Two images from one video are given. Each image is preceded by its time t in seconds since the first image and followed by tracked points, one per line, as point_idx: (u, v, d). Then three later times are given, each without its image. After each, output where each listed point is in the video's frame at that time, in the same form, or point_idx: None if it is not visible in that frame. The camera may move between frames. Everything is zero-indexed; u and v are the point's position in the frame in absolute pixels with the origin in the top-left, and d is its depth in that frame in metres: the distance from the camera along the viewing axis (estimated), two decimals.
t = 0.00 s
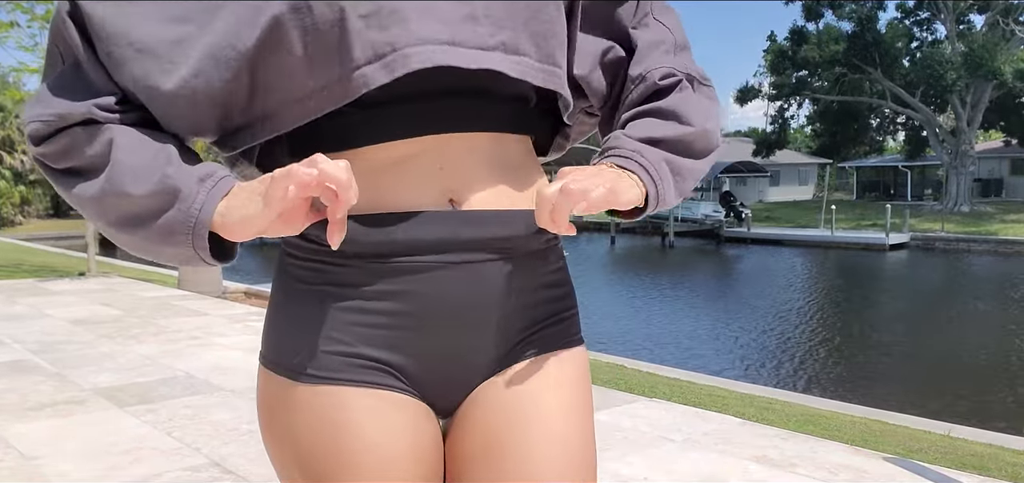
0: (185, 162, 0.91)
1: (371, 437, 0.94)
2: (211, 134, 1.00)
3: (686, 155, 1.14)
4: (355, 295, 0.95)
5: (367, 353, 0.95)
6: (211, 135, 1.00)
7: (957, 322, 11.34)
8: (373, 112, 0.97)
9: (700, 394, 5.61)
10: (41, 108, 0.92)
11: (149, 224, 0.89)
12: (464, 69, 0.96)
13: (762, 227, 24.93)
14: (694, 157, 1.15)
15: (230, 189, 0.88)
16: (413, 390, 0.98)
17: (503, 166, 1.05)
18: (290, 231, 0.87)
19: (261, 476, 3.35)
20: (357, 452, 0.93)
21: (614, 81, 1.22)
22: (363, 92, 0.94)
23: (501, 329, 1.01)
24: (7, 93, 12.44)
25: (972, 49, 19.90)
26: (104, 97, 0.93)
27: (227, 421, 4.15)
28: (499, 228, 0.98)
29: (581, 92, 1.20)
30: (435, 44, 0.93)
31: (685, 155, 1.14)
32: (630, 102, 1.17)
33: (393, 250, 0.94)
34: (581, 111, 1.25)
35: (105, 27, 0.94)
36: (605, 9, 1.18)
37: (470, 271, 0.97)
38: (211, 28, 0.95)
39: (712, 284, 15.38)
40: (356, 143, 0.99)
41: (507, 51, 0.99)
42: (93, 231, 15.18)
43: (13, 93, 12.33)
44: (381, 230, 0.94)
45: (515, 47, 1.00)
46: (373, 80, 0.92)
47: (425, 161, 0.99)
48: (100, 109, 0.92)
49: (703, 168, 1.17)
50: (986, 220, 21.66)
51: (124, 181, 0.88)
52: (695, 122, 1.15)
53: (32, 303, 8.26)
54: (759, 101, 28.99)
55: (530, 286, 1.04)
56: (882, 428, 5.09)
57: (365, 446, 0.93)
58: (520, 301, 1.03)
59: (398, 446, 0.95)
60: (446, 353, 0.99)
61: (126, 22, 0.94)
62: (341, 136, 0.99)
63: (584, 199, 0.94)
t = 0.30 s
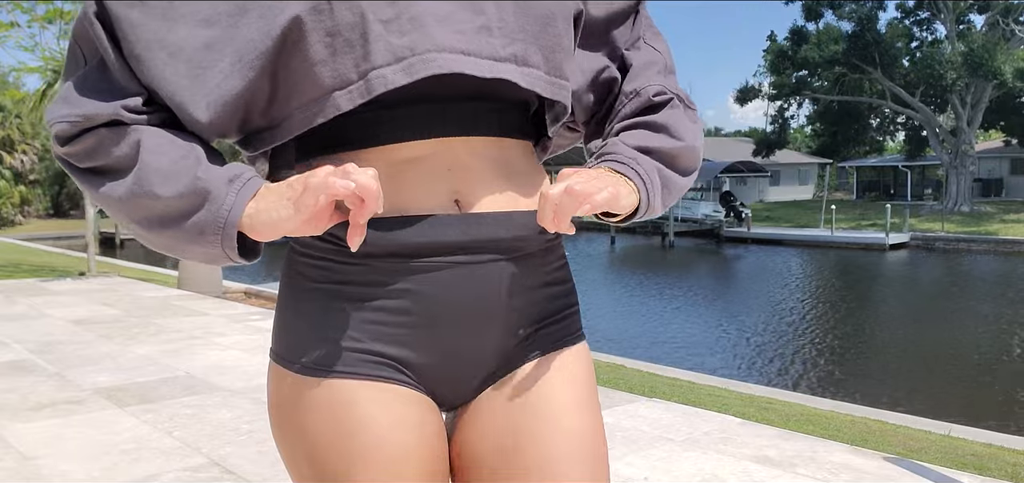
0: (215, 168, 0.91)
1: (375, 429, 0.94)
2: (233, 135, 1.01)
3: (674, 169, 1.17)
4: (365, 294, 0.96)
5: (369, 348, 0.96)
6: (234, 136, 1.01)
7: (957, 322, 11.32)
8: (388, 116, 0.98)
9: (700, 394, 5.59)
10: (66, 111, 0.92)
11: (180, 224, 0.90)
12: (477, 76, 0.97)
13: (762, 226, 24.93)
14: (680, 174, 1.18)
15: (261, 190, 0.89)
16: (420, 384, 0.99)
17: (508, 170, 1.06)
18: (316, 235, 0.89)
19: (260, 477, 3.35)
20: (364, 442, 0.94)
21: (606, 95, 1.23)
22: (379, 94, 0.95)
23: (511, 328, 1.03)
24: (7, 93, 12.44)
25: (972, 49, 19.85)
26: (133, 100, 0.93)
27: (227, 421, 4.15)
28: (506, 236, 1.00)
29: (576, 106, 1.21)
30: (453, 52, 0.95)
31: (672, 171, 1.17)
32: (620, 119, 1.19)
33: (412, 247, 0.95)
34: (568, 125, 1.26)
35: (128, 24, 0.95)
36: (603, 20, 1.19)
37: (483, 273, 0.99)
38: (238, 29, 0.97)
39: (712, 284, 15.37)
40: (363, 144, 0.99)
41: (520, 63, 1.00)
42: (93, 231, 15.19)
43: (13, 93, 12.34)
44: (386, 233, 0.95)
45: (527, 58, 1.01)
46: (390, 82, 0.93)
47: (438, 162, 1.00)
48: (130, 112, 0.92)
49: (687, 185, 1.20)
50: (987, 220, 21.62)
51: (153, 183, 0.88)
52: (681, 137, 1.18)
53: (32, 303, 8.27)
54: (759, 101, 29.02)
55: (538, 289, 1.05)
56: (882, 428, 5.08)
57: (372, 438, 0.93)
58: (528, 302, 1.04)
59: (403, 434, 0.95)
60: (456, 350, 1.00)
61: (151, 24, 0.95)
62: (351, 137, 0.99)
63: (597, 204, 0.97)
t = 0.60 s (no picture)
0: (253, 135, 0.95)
1: (398, 404, 0.98)
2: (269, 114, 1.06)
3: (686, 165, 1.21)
4: (390, 274, 1.01)
5: (397, 325, 1.00)
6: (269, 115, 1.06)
7: (957, 322, 11.33)
8: (414, 103, 1.03)
9: (700, 394, 5.59)
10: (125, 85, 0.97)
11: (223, 184, 0.92)
12: (504, 68, 1.01)
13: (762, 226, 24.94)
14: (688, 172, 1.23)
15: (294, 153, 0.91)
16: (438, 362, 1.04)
17: (530, 162, 1.10)
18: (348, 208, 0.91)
19: (260, 476, 3.35)
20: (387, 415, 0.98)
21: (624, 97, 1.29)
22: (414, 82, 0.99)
23: (528, 317, 1.08)
24: (7, 93, 12.45)
25: (972, 49, 19.87)
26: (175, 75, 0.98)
27: (227, 421, 4.15)
28: (524, 220, 1.05)
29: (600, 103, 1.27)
30: (482, 42, 0.99)
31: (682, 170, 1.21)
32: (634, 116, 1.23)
33: (443, 228, 1.00)
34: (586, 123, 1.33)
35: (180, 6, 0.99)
36: (642, 24, 1.27)
37: (505, 256, 1.04)
38: (277, 8, 1.00)
39: (712, 284, 15.36)
40: (400, 131, 1.03)
41: (543, 59, 1.05)
42: (93, 231, 15.19)
43: (13, 93, 12.35)
44: (417, 217, 1.00)
45: (549, 56, 1.06)
46: (422, 71, 0.97)
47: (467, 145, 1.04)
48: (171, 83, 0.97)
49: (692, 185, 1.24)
50: (987, 220, 21.62)
51: (197, 145, 0.92)
52: (693, 134, 1.22)
53: (32, 303, 8.27)
54: (759, 101, 29.04)
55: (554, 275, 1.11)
56: (882, 428, 5.08)
57: (393, 412, 0.98)
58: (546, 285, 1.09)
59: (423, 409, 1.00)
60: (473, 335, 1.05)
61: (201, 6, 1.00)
62: (384, 123, 1.04)
63: (610, 202, 1.02)
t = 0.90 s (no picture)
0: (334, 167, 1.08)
1: (430, 388, 1.10)
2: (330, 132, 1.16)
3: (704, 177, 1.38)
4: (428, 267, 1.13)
5: (438, 315, 1.13)
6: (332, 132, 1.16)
7: (956, 322, 11.34)
8: (466, 118, 1.12)
9: (700, 393, 5.60)
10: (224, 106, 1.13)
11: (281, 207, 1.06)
12: (549, 98, 1.12)
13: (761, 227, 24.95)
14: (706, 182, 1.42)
15: (335, 188, 1.02)
16: (468, 343, 1.16)
17: (564, 179, 1.21)
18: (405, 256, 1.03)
19: (260, 477, 3.36)
20: (416, 398, 1.10)
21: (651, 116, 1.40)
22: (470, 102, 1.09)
23: (550, 310, 1.21)
24: (7, 93, 12.49)
25: (972, 49, 19.89)
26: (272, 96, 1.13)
27: (227, 421, 4.16)
28: (557, 229, 1.19)
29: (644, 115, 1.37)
30: (535, 73, 1.09)
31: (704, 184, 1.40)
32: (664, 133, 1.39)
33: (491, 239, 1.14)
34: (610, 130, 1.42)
35: (279, 33, 1.14)
36: (666, 52, 1.38)
37: (539, 263, 1.17)
38: (365, 35, 1.11)
39: (712, 284, 15.37)
40: (447, 142, 1.13)
41: (585, 90, 1.16)
42: (93, 231, 15.20)
43: (14, 93, 12.38)
44: (474, 230, 1.13)
45: (589, 87, 1.17)
46: (484, 93, 1.07)
47: (518, 157, 1.14)
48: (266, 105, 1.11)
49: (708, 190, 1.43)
50: (986, 220, 21.63)
51: (261, 171, 1.06)
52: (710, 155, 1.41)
53: (32, 303, 8.27)
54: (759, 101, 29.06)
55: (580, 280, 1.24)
56: (882, 428, 5.10)
57: (430, 388, 1.09)
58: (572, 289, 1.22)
59: (448, 390, 1.11)
60: (504, 319, 1.18)
61: (301, 30, 1.14)
62: (432, 136, 1.14)
63: (669, 244, 1.22)
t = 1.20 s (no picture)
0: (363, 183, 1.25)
1: (436, 372, 1.19)
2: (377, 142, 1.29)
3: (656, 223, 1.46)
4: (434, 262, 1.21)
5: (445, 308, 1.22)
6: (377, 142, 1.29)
7: (956, 322, 11.33)
8: (468, 118, 1.18)
9: (700, 394, 5.60)
10: (280, 112, 1.24)
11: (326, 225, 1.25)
12: (544, 98, 1.17)
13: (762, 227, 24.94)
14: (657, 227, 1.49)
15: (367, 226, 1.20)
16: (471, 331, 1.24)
17: (567, 181, 1.27)
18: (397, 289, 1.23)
19: (260, 477, 3.36)
20: (432, 402, 1.18)
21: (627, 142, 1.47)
22: (469, 98, 1.16)
23: (553, 303, 1.28)
24: (7, 93, 12.48)
25: (972, 50, 19.86)
26: (337, 108, 1.26)
27: (227, 421, 4.15)
28: (557, 228, 1.25)
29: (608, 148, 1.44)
30: (529, 75, 1.15)
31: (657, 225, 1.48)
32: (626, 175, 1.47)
33: (490, 239, 1.21)
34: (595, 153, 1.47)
35: (338, 47, 1.24)
36: (656, 83, 1.47)
37: (537, 262, 1.24)
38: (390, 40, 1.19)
39: (711, 284, 15.35)
40: (449, 140, 1.20)
41: (581, 94, 1.21)
42: (93, 231, 15.17)
43: (13, 93, 12.37)
44: (469, 227, 1.20)
45: (586, 91, 1.22)
46: (480, 88, 1.13)
47: (521, 158, 1.20)
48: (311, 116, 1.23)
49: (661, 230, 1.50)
50: (987, 220, 21.60)
51: (308, 192, 1.22)
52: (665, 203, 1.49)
53: (32, 303, 8.26)
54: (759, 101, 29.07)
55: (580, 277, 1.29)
56: (882, 428, 5.10)
57: (435, 379, 1.19)
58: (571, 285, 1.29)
59: (461, 392, 1.20)
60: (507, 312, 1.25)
61: (354, 45, 1.23)
62: (436, 132, 1.21)
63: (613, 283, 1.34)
